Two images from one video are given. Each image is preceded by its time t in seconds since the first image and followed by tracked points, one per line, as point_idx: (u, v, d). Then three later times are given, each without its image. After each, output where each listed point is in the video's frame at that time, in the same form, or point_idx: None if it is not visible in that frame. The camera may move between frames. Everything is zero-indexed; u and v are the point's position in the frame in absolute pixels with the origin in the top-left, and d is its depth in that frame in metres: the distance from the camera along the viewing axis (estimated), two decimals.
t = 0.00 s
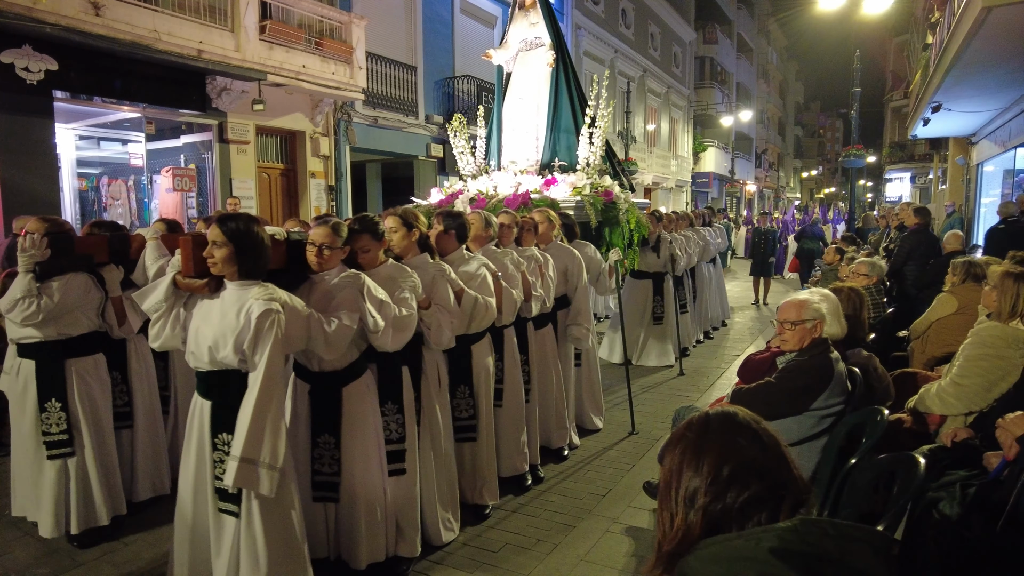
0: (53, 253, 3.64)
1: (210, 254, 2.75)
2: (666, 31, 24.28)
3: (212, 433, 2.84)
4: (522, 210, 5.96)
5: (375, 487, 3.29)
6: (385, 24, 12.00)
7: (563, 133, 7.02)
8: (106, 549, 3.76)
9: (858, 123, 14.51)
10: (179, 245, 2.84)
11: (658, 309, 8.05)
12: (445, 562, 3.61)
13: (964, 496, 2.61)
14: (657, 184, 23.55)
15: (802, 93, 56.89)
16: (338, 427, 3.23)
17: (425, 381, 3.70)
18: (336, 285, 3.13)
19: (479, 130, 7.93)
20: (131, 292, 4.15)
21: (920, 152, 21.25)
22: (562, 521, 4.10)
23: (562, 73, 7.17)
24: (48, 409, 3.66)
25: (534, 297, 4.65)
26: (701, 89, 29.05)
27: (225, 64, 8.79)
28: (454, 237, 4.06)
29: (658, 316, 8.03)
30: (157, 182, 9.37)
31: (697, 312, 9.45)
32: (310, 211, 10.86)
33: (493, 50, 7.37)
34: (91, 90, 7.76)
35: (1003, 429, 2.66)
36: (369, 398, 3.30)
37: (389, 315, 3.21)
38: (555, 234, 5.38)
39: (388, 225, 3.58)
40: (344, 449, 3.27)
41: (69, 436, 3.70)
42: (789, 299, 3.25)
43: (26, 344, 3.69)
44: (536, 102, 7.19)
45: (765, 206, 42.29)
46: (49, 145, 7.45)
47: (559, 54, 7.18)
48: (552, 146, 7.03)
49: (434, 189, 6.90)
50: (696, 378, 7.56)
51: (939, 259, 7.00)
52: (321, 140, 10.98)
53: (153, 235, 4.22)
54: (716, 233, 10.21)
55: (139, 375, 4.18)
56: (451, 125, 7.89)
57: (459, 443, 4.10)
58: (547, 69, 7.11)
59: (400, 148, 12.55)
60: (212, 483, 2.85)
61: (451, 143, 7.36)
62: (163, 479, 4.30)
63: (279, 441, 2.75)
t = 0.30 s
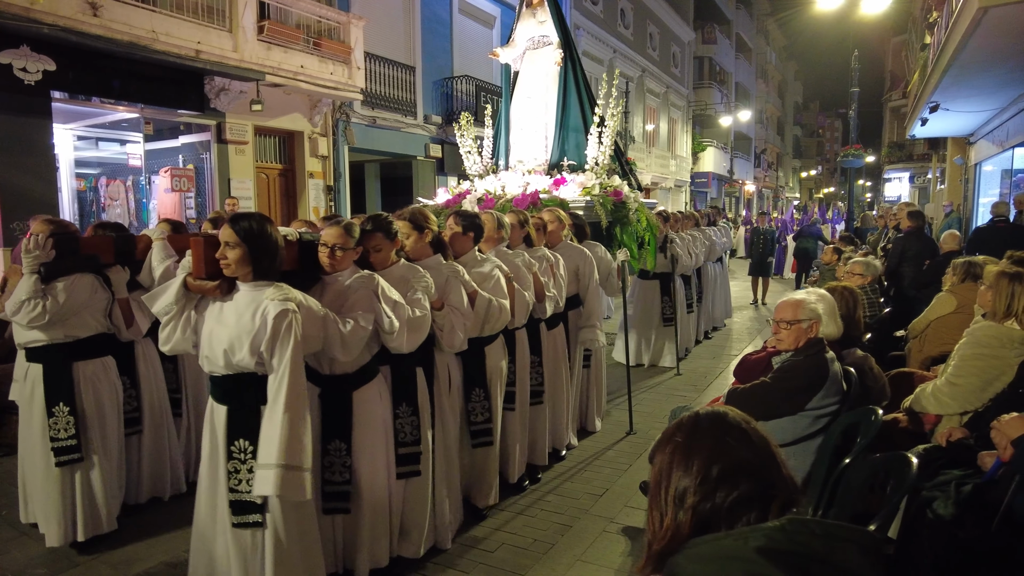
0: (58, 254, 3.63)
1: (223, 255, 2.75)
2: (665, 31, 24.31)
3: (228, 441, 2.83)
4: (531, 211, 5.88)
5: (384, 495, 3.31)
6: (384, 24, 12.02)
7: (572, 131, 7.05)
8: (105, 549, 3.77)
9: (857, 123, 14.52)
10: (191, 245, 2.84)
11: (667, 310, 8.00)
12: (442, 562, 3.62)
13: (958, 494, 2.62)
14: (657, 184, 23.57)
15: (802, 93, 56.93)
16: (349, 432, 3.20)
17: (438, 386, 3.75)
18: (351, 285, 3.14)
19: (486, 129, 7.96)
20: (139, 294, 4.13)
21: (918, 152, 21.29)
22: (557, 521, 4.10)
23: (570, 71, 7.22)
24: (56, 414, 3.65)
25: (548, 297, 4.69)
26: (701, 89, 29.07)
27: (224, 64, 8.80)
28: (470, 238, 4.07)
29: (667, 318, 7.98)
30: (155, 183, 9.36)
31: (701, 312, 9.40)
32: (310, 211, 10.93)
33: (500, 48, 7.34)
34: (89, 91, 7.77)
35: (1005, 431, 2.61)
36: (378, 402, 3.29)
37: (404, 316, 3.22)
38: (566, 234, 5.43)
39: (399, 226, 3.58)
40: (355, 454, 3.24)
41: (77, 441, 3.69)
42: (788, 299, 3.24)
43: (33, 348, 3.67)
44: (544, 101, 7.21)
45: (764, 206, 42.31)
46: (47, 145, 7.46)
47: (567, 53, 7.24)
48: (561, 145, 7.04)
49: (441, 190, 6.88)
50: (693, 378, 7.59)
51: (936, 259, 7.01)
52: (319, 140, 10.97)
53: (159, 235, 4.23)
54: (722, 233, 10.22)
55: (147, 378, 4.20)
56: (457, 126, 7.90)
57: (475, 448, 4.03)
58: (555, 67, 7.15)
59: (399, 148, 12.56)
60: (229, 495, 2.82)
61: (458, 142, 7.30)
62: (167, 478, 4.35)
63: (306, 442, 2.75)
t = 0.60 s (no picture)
0: (61, 255, 3.64)
1: (228, 256, 2.77)
2: (665, 31, 24.33)
3: (230, 443, 2.83)
4: (535, 209, 6.00)
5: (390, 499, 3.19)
6: (383, 24, 12.03)
7: (575, 130, 7.13)
8: (104, 550, 3.77)
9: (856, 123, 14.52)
10: (195, 245, 2.84)
11: (672, 311, 7.89)
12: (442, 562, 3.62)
13: (952, 493, 2.62)
14: (657, 184, 23.60)
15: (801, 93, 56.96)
16: (355, 437, 3.14)
17: (439, 387, 3.71)
18: (357, 285, 3.14)
19: (489, 129, 7.95)
20: (140, 296, 4.14)
21: (917, 152, 21.32)
22: (555, 520, 4.10)
23: (572, 70, 7.27)
24: (57, 417, 3.64)
25: (553, 297, 4.69)
26: (700, 89, 29.11)
27: (222, 64, 8.81)
28: (475, 238, 4.08)
29: (672, 319, 7.86)
30: (155, 183, 9.34)
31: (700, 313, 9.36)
32: (308, 212, 10.95)
33: (502, 47, 7.32)
34: (88, 91, 7.77)
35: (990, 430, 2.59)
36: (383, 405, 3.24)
37: (408, 318, 3.22)
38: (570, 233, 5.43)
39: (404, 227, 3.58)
40: (359, 459, 3.17)
41: (77, 445, 3.69)
42: (783, 299, 3.24)
43: (35, 350, 3.68)
44: (546, 100, 7.21)
45: (763, 206, 42.33)
46: (45, 146, 7.46)
47: (570, 53, 7.27)
48: (564, 144, 7.11)
49: (443, 189, 6.85)
50: (691, 378, 7.61)
51: (934, 259, 7.02)
52: (318, 140, 10.98)
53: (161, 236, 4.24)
54: (724, 233, 10.23)
55: (149, 379, 4.19)
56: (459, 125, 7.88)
57: (481, 454, 3.96)
58: (557, 67, 7.16)
59: (399, 149, 12.57)
60: (230, 498, 2.82)
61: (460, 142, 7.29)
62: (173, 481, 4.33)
63: (321, 440, 2.76)
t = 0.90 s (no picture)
0: (59, 254, 3.64)
1: (223, 256, 2.77)
2: (665, 31, 24.35)
3: (223, 442, 2.83)
4: (533, 210, 5.97)
5: (388, 499, 3.18)
6: (383, 24, 12.03)
7: (574, 131, 7.09)
8: (103, 551, 3.77)
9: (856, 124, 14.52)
10: (192, 245, 2.86)
11: (671, 311, 7.89)
12: (441, 562, 3.62)
13: (950, 491, 2.63)
14: (657, 184, 23.63)
15: (801, 93, 56.97)
16: (350, 435, 3.17)
17: (435, 387, 3.72)
18: (353, 285, 3.13)
19: (488, 130, 7.94)
20: (139, 294, 4.10)
21: (917, 152, 21.33)
22: (554, 521, 4.10)
23: (571, 71, 7.26)
24: (51, 415, 3.66)
25: (550, 297, 4.70)
26: (700, 89, 29.16)
27: (222, 64, 8.81)
28: (472, 237, 4.08)
29: (671, 319, 7.87)
30: (155, 183, 9.32)
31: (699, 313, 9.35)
32: (308, 211, 10.94)
33: (502, 47, 7.31)
34: (87, 91, 7.76)
35: (986, 429, 2.63)
36: (381, 404, 3.25)
37: (404, 318, 3.22)
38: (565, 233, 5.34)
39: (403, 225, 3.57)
40: (354, 458, 3.18)
41: (71, 444, 3.70)
42: (783, 298, 3.25)
43: (31, 348, 3.69)
44: (545, 100, 7.22)
45: (763, 206, 42.34)
46: (46, 146, 7.46)
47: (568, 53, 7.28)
48: (562, 144, 7.08)
49: (442, 189, 6.87)
50: (692, 378, 7.63)
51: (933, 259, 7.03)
52: (318, 140, 10.98)
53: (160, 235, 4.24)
54: (722, 233, 10.23)
55: (144, 379, 4.15)
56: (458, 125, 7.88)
57: (479, 453, 3.95)
58: (556, 67, 7.16)
59: (399, 149, 12.58)
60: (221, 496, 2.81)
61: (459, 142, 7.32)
62: (179, 486, 4.27)
63: (307, 442, 2.76)
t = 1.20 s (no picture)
0: (51, 254, 3.67)
1: (208, 255, 2.78)
2: (665, 31, 24.34)
3: (209, 437, 2.84)
4: (524, 211, 5.90)
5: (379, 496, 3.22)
6: (383, 24, 12.03)
7: (566, 132, 7.02)
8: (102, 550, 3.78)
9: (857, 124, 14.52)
10: (179, 244, 2.88)
11: (663, 310, 7.93)
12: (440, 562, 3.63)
13: (950, 492, 2.65)
14: (657, 184, 23.66)
15: (802, 94, 56.98)
16: (336, 432, 3.22)
17: (423, 384, 3.72)
18: (337, 285, 3.13)
19: (481, 131, 7.90)
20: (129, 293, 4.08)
21: (918, 152, 21.33)
22: (554, 521, 4.10)
23: (564, 72, 7.16)
24: (37, 412, 3.66)
25: (537, 296, 4.65)
26: (701, 89, 29.18)
27: (223, 64, 8.82)
28: (458, 237, 4.08)
29: (664, 318, 7.89)
30: (155, 182, 9.30)
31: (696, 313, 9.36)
32: (308, 212, 10.94)
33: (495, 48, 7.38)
34: (88, 91, 7.76)
35: (986, 429, 2.63)
36: (367, 399, 3.29)
37: (388, 319, 3.21)
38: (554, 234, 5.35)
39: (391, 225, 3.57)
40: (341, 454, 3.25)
41: (57, 439, 3.69)
42: (783, 298, 3.26)
43: (20, 345, 3.70)
44: (538, 102, 7.24)
45: (763, 206, 42.34)
46: (46, 146, 7.47)
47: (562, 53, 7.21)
48: (554, 145, 7.02)
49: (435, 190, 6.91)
50: (691, 378, 7.62)
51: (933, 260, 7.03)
52: (319, 140, 10.98)
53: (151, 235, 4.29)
54: (717, 233, 10.22)
55: (135, 375, 4.15)
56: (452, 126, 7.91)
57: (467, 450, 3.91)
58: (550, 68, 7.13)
59: (399, 149, 12.59)
60: (207, 490, 2.81)
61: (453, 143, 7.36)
62: (174, 485, 4.26)
63: (289, 440, 2.76)
